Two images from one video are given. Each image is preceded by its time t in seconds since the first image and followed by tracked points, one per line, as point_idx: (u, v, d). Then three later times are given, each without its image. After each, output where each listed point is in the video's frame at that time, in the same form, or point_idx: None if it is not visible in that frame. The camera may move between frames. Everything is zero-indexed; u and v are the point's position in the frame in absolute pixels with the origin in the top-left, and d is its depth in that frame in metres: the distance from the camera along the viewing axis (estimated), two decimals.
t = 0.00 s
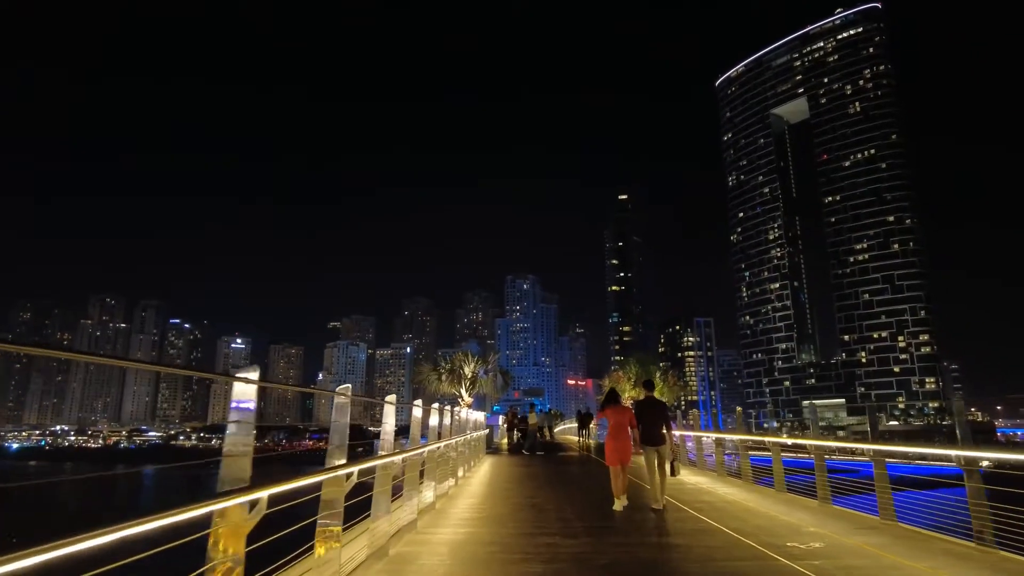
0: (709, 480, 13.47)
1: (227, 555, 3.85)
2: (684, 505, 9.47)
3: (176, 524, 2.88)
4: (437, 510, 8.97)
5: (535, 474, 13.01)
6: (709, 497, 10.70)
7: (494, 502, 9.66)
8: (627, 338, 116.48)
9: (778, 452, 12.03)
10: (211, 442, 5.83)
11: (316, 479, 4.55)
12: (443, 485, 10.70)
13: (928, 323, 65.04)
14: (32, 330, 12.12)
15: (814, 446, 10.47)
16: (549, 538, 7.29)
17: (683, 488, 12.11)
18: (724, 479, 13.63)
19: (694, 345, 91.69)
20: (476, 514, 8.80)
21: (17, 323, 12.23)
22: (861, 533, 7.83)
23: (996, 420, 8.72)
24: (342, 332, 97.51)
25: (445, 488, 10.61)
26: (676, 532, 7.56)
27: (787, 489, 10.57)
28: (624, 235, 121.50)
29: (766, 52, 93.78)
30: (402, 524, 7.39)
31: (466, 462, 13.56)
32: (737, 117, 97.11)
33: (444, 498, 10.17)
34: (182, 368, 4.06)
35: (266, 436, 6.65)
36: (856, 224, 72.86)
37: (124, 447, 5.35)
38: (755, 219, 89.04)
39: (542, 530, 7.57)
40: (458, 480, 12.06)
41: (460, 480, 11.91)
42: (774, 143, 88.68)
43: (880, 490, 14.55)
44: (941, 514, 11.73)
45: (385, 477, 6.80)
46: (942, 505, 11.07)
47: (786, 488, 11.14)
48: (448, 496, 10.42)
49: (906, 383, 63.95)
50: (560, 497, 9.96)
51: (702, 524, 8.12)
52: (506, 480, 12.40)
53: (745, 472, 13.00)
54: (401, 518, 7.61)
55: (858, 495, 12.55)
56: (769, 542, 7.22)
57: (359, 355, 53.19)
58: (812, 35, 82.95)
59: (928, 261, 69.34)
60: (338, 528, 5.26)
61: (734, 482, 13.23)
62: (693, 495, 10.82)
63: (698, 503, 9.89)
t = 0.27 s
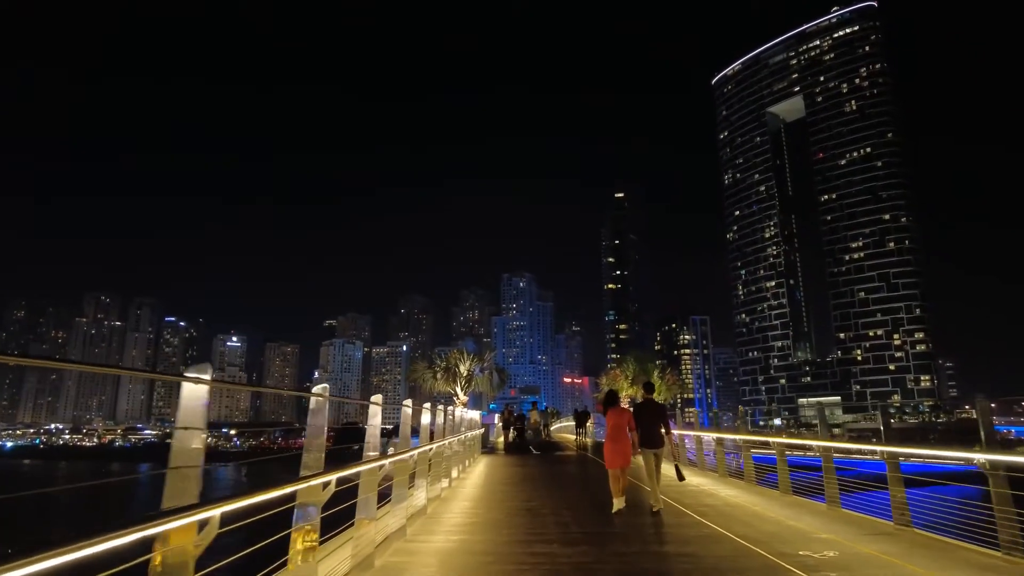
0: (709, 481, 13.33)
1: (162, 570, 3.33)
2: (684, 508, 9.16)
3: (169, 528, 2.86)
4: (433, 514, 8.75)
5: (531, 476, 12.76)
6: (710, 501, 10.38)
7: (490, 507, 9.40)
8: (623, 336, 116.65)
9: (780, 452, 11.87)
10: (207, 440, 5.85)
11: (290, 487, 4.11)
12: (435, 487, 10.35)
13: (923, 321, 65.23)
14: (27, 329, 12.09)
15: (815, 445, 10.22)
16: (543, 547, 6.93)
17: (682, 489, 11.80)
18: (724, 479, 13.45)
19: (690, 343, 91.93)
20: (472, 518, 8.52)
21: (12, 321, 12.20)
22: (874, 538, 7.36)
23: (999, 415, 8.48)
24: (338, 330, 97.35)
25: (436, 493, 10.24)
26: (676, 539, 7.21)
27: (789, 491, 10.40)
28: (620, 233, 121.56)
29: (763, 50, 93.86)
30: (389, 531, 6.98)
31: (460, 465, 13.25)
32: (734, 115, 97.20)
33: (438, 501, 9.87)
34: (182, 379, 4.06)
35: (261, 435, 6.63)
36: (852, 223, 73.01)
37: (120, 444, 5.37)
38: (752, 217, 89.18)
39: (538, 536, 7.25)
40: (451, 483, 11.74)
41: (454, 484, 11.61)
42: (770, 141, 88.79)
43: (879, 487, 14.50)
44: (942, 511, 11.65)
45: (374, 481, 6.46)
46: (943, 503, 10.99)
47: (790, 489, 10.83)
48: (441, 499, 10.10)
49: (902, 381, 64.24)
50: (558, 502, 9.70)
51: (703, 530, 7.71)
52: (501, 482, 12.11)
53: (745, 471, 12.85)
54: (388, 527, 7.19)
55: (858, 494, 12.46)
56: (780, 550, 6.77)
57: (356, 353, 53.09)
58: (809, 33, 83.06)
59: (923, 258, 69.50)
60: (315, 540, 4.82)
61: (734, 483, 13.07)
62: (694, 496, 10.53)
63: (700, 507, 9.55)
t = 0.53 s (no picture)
0: (707, 480, 13.27)
1: None
2: (688, 511, 8.80)
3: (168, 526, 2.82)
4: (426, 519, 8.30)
5: (526, 479, 12.31)
6: (715, 502, 9.91)
7: (485, 510, 9.01)
8: (620, 335, 116.75)
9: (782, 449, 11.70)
10: (203, 438, 5.84)
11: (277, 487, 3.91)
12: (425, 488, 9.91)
13: (919, 320, 65.49)
14: (21, 327, 12.00)
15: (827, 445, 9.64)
16: (541, 556, 6.44)
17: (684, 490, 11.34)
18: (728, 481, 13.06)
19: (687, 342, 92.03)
20: (465, 524, 8.07)
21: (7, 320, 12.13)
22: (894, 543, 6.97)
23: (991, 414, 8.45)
24: (335, 329, 97.15)
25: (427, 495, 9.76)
26: (685, 548, 6.70)
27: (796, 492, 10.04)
28: (617, 232, 121.67)
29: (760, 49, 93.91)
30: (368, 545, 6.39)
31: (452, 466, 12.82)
32: (731, 113, 97.27)
33: (428, 505, 9.42)
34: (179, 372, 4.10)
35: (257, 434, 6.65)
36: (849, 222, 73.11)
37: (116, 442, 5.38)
38: (749, 216, 89.28)
39: (535, 544, 6.79)
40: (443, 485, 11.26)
41: (447, 486, 11.17)
42: (767, 140, 88.88)
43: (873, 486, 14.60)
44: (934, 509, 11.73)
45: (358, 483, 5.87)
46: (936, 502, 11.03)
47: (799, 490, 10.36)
48: (432, 502, 9.64)
49: (898, 380, 64.41)
50: (557, 504, 9.38)
51: (710, 537, 7.21)
52: (496, 485, 11.67)
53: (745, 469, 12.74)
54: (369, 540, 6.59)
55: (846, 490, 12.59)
56: (799, 560, 6.28)
57: (352, 352, 52.97)
58: (807, 32, 83.18)
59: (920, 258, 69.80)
60: (285, 556, 4.35)
61: (737, 484, 12.69)
62: (696, 498, 10.15)
63: (707, 511, 9.06)
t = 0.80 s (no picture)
0: (704, 479, 13.18)
1: None
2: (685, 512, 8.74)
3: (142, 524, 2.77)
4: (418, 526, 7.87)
5: (519, 481, 11.95)
6: (719, 504, 9.59)
7: (478, 514, 8.67)
8: (616, 334, 116.83)
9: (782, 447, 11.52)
10: (196, 438, 5.84)
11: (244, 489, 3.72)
12: (413, 491, 9.51)
13: (914, 321, 65.77)
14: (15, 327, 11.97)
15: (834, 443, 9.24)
16: (534, 565, 6.11)
17: (686, 492, 11.05)
18: (729, 481, 12.73)
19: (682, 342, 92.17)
20: (454, 529, 7.69)
21: None
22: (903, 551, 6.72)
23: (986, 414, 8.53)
24: (330, 328, 96.98)
25: (413, 498, 9.38)
26: (690, 558, 6.40)
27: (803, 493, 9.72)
28: (613, 231, 121.74)
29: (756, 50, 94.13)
30: (343, 556, 5.89)
31: (444, 468, 12.45)
32: (727, 114, 97.45)
33: (416, 509, 9.04)
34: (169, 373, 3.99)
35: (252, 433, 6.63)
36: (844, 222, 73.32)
37: (109, 442, 5.40)
38: (745, 216, 89.45)
39: (526, 552, 6.48)
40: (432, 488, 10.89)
41: (437, 489, 10.80)
42: (763, 140, 89.07)
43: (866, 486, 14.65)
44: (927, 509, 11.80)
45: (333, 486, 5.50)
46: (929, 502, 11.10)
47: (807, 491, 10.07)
48: (420, 505, 9.25)
49: (893, 380, 64.55)
50: (553, 508, 9.11)
51: (713, 545, 6.93)
52: (488, 487, 11.31)
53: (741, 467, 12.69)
54: (350, 547, 6.16)
55: (840, 489, 12.63)
56: (809, 570, 5.99)
57: (348, 351, 52.83)
58: (803, 33, 83.35)
59: (915, 258, 70.10)
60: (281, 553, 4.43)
61: (738, 483, 12.36)
62: (697, 501, 9.88)
63: (710, 515, 8.75)
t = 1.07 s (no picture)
0: (698, 481, 13.15)
1: None
2: (677, 514, 8.76)
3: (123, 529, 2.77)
4: (413, 536, 7.54)
5: (511, 484, 11.74)
6: (716, 507, 9.57)
7: (469, 521, 8.49)
8: (612, 334, 116.92)
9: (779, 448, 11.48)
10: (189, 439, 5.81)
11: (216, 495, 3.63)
12: (401, 495, 9.29)
13: (908, 321, 66.12)
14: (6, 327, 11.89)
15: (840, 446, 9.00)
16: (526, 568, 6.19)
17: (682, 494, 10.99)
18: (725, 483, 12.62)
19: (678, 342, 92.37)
20: (442, 538, 7.46)
21: None
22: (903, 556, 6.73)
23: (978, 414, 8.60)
24: (326, 328, 96.60)
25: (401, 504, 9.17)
26: (683, 560, 6.44)
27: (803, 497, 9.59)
28: (609, 231, 121.84)
29: (752, 50, 94.42)
30: (316, 571, 5.60)
31: (435, 470, 12.23)
32: (723, 114, 97.67)
33: (405, 515, 8.81)
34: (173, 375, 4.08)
35: (248, 434, 6.68)
36: (839, 222, 73.58)
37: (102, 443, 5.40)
38: (740, 217, 89.67)
39: (522, 557, 6.52)
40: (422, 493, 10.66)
41: (426, 494, 10.58)
42: (759, 140, 89.28)
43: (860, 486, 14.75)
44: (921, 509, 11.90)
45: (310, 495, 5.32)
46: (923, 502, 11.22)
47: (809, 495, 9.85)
48: (410, 510, 9.04)
49: (888, 380, 64.81)
50: (548, 512, 8.99)
51: (720, 553, 6.88)
52: (480, 490, 11.11)
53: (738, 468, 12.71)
54: (331, 556, 5.98)
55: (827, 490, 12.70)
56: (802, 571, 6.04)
57: (343, 351, 52.67)
58: (798, 34, 83.65)
59: (910, 259, 70.46)
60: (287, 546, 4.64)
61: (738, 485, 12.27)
62: (694, 505, 9.80)
63: (712, 520, 8.69)
